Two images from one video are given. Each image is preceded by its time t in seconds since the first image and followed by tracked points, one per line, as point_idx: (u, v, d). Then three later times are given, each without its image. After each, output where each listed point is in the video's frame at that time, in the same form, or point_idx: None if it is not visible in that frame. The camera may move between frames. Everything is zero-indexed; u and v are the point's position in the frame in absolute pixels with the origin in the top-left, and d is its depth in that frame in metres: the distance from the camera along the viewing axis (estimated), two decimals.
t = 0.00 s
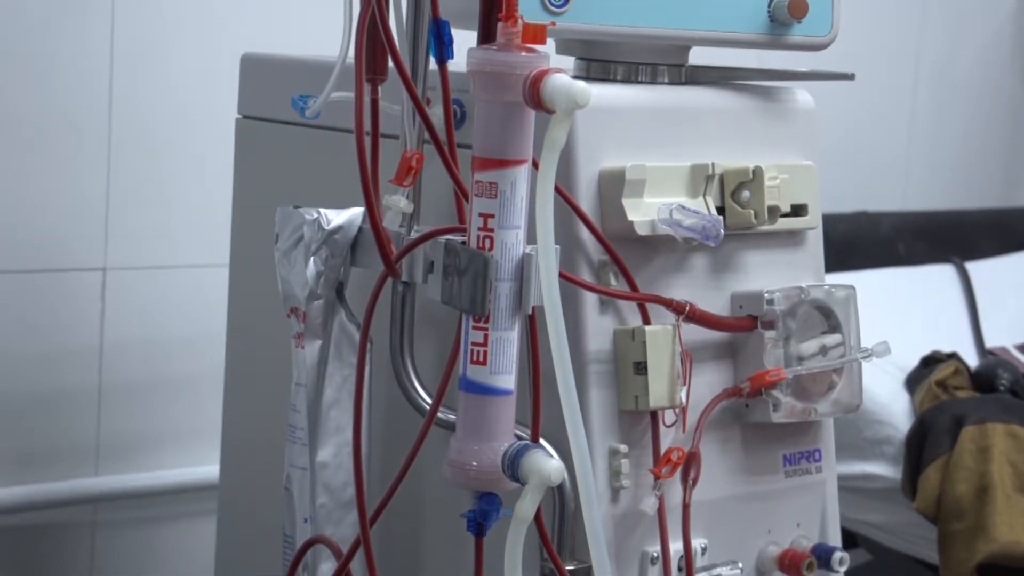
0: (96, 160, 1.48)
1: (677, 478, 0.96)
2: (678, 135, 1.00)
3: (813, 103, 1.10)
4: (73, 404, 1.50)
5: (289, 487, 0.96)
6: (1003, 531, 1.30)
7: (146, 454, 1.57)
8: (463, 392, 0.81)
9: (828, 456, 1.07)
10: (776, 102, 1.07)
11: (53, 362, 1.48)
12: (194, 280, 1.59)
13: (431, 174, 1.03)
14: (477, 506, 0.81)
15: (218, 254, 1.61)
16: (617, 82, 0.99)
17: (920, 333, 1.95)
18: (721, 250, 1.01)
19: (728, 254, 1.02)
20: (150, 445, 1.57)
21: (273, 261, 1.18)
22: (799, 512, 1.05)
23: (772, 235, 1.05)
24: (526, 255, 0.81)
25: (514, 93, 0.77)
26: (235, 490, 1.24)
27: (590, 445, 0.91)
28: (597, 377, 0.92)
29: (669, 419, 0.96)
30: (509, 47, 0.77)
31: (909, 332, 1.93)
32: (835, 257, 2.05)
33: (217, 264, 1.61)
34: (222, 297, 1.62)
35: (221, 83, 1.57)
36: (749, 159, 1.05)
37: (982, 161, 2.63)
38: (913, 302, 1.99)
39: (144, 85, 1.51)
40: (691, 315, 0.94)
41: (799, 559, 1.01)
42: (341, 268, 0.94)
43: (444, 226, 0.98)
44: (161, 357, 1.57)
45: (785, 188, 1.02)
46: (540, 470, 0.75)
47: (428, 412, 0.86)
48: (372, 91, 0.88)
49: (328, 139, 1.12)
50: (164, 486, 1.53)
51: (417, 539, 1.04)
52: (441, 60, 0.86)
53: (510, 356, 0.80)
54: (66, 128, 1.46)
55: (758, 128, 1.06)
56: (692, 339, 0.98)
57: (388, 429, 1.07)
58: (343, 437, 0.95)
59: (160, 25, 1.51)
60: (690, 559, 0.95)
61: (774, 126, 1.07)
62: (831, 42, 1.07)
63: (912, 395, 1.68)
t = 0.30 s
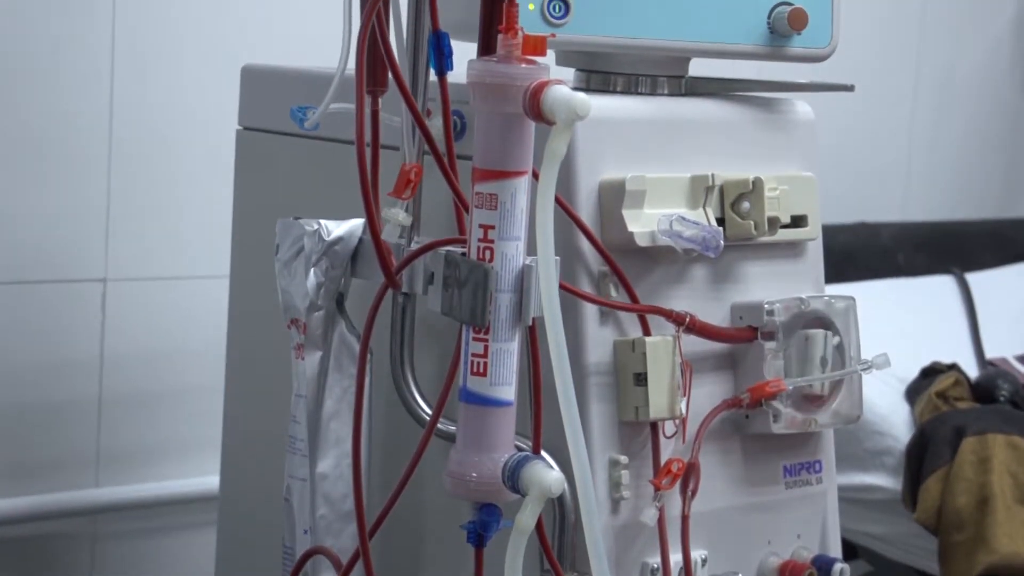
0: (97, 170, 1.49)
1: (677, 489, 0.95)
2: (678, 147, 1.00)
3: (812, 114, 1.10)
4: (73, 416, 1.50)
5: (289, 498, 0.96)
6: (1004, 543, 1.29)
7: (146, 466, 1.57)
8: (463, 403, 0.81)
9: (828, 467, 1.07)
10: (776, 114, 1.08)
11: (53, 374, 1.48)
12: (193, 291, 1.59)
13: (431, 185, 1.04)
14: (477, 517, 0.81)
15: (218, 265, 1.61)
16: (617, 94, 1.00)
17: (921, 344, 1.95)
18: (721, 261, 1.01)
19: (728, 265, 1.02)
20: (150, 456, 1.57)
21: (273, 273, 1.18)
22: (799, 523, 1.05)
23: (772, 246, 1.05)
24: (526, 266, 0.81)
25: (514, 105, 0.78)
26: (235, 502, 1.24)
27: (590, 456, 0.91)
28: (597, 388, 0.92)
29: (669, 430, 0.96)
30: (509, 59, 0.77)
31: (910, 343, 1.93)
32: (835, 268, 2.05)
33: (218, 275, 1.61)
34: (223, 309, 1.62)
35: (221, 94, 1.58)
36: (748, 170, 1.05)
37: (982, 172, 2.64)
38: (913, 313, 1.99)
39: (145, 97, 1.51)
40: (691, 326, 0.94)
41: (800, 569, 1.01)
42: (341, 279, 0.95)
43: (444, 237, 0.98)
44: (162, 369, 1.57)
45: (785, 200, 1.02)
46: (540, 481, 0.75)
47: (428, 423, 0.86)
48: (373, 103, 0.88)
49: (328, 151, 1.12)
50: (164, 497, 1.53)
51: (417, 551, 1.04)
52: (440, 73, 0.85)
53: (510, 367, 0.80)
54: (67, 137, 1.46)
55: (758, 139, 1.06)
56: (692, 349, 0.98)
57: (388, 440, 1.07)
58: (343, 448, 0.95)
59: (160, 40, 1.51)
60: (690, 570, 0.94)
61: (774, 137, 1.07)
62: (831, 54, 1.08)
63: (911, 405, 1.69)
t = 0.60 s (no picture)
0: (96, 178, 1.49)
1: (677, 501, 0.95)
2: (677, 157, 1.00)
3: (812, 125, 1.11)
4: (73, 427, 1.50)
5: (287, 509, 0.96)
6: (1005, 554, 1.29)
7: (146, 477, 1.57)
8: (463, 414, 0.81)
9: (829, 478, 1.07)
10: (775, 125, 1.08)
11: (52, 385, 1.48)
12: (193, 301, 1.59)
13: (431, 196, 1.04)
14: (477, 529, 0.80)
15: (218, 275, 1.61)
16: (616, 105, 1.00)
17: (919, 356, 1.95)
18: (721, 272, 1.01)
19: (728, 276, 1.02)
20: (149, 467, 1.57)
21: (273, 283, 1.18)
22: (800, 535, 1.05)
23: (772, 257, 1.05)
24: (525, 276, 0.81)
25: (514, 116, 0.78)
26: (234, 513, 1.24)
27: (590, 467, 0.91)
28: (597, 399, 0.92)
29: (669, 441, 0.96)
30: (509, 70, 0.77)
31: (908, 356, 1.94)
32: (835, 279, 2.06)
33: (217, 286, 1.61)
34: (222, 319, 1.62)
35: (220, 103, 1.58)
36: (748, 181, 1.05)
37: (982, 182, 2.64)
38: (913, 324, 1.99)
39: (145, 107, 1.52)
40: (690, 337, 0.94)
41: None
42: (341, 290, 0.94)
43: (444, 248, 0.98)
44: (162, 380, 1.57)
45: (785, 211, 1.02)
46: (540, 494, 0.75)
47: (428, 434, 0.86)
48: (372, 114, 0.88)
49: (327, 162, 1.13)
50: (163, 509, 1.53)
51: (416, 562, 1.04)
52: (441, 84, 0.85)
53: (510, 378, 0.80)
54: (67, 146, 1.46)
55: (757, 150, 1.06)
56: (691, 361, 0.98)
57: (387, 451, 1.07)
58: (342, 459, 0.95)
59: (160, 50, 1.52)
60: None
61: (773, 148, 1.07)
62: (831, 65, 1.08)
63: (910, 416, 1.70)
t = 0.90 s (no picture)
0: (96, 188, 1.49)
1: (676, 511, 0.95)
2: (677, 168, 1.01)
3: (812, 136, 1.11)
4: (72, 437, 1.50)
5: (287, 520, 0.96)
6: (1006, 563, 1.28)
7: (145, 488, 1.57)
8: (463, 424, 0.81)
9: (829, 488, 1.07)
10: (775, 135, 1.08)
11: (52, 395, 1.48)
12: (193, 311, 1.59)
13: (431, 207, 1.04)
14: (476, 539, 0.81)
15: (218, 285, 1.61)
16: (616, 115, 1.00)
17: (919, 366, 1.95)
18: (720, 282, 1.01)
19: (727, 286, 1.02)
20: (148, 478, 1.57)
21: (273, 294, 1.18)
22: (800, 545, 1.05)
23: (772, 267, 1.05)
24: (526, 287, 0.81)
25: (514, 127, 0.78)
26: (234, 523, 1.24)
27: (590, 478, 0.91)
28: (597, 410, 0.92)
29: (669, 451, 0.96)
30: (509, 80, 0.78)
31: (908, 366, 1.94)
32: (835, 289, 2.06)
33: (217, 295, 1.61)
34: (222, 329, 1.62)
35: (220, 111, 1.58)
36: (747, 192, 1.06)
37: (982, 192, 2.64)
38: (912, 334, 1.99)
39: (145, 118, 1.52)
40: (690, 347, 0.94)
41: None
42: (341, 299, 0.94)
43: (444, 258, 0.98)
44: (162, 390, 1.57)
45: (785, 221, 1.02)
46: (539, 505, 0.75)
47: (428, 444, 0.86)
48: (372, 124, 0.89)
49: (327, 172, 1.13)
50: (163, 519, 1.53)
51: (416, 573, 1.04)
52: (441, 94, 0.85)
53: (509, 389, 0.80)
54: (67, 157, 1.46)
55: (757, 161, 1.06)
56: (691, 371, 0.98)
57: (387, 462, 1.07)
58: (342, 470, 0.95)
59: (159, 61, 1.52)
60: None
61: (773, 159, 1.08)
62: (831, 75, 1.08)
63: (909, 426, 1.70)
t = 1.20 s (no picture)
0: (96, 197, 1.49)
1: (676, 520, 0.95)
2: (677, 178, 1.01)
3: (812, 145, 1.11)
4: (71, 446, 1.50)
5: (287, 529, 0.96)
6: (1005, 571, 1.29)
7: (145, 498, 1.57)
8: (463, 434, 0.81)
9: (829, 498, 1.06)
10: (775, 144, 1.08)
11: (52, 405, 1.48)
12: (192, 319, 1.59)
13: (431, 216, 1.04)
14: (476, 548, 0.81)
15: (218, 295, 1.62)
16: (616, 125, 1.00)
17: (920, 376, 1.95)
18: (721, 292, 1.02)
19: (727, 296, 1.02)
20: (147, 488, 1.57)
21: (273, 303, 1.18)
22: (800, 554, 1.05)
23: (773, 276, 1.05)
24: (526, 296, 0.81)
25: (514, 136, 0.78)
26: (234, 532, 1.24)
27: (590, 488, 0.91)
28: (597, 419, 0.93)
29: (669, 461, 0.96)
30: (509, 90, 0.78)
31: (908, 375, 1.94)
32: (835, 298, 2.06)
33: (217, 305, 1.62)
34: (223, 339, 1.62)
35: (220, 117, 1.58)
36: (747, 201, 1.06)
37: (982, 202, 2.64)
38: (912, 344, 1.99)
39: (145, 127, 1.52)
40: (690, 356, 0.94)
41: None
42: (340, 309, 0.94)
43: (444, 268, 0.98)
44: (162, 400, 1.57)
45: (785, 230, 1.02)
46: (540, 514, 0.75)
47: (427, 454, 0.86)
48: (372, 134, 0.89)
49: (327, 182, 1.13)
50: (162, 528, 1.53)
51: None
52: (441, 104, 0.85)
53: (510, 399, 0.80)
54: (68, 166, 1.47)
55: (757, 170, 1.06)
56: (691, 380, 0.98)
57: (387, 471, 1.07)
58: (342, 479, 0.95)
59: (160, 71, 1.53)
60: None
61: (773, 168, 1.08)
62: (831, 85, 1.08)
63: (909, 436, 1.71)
